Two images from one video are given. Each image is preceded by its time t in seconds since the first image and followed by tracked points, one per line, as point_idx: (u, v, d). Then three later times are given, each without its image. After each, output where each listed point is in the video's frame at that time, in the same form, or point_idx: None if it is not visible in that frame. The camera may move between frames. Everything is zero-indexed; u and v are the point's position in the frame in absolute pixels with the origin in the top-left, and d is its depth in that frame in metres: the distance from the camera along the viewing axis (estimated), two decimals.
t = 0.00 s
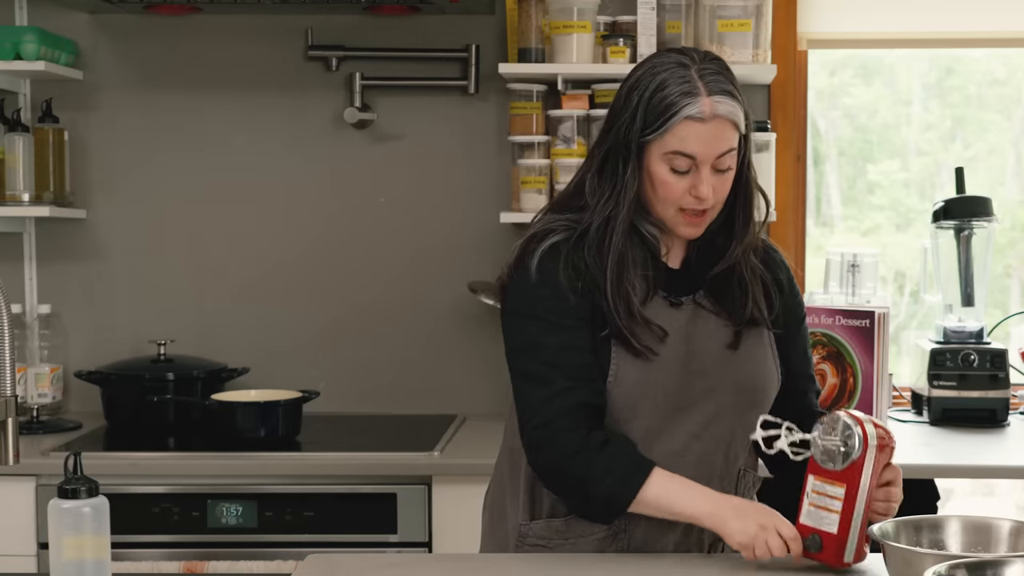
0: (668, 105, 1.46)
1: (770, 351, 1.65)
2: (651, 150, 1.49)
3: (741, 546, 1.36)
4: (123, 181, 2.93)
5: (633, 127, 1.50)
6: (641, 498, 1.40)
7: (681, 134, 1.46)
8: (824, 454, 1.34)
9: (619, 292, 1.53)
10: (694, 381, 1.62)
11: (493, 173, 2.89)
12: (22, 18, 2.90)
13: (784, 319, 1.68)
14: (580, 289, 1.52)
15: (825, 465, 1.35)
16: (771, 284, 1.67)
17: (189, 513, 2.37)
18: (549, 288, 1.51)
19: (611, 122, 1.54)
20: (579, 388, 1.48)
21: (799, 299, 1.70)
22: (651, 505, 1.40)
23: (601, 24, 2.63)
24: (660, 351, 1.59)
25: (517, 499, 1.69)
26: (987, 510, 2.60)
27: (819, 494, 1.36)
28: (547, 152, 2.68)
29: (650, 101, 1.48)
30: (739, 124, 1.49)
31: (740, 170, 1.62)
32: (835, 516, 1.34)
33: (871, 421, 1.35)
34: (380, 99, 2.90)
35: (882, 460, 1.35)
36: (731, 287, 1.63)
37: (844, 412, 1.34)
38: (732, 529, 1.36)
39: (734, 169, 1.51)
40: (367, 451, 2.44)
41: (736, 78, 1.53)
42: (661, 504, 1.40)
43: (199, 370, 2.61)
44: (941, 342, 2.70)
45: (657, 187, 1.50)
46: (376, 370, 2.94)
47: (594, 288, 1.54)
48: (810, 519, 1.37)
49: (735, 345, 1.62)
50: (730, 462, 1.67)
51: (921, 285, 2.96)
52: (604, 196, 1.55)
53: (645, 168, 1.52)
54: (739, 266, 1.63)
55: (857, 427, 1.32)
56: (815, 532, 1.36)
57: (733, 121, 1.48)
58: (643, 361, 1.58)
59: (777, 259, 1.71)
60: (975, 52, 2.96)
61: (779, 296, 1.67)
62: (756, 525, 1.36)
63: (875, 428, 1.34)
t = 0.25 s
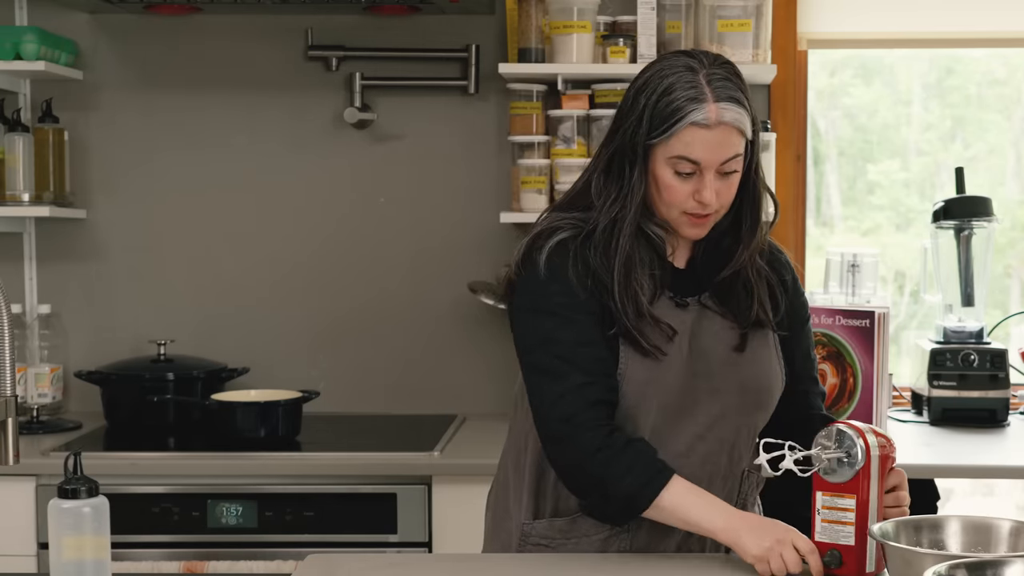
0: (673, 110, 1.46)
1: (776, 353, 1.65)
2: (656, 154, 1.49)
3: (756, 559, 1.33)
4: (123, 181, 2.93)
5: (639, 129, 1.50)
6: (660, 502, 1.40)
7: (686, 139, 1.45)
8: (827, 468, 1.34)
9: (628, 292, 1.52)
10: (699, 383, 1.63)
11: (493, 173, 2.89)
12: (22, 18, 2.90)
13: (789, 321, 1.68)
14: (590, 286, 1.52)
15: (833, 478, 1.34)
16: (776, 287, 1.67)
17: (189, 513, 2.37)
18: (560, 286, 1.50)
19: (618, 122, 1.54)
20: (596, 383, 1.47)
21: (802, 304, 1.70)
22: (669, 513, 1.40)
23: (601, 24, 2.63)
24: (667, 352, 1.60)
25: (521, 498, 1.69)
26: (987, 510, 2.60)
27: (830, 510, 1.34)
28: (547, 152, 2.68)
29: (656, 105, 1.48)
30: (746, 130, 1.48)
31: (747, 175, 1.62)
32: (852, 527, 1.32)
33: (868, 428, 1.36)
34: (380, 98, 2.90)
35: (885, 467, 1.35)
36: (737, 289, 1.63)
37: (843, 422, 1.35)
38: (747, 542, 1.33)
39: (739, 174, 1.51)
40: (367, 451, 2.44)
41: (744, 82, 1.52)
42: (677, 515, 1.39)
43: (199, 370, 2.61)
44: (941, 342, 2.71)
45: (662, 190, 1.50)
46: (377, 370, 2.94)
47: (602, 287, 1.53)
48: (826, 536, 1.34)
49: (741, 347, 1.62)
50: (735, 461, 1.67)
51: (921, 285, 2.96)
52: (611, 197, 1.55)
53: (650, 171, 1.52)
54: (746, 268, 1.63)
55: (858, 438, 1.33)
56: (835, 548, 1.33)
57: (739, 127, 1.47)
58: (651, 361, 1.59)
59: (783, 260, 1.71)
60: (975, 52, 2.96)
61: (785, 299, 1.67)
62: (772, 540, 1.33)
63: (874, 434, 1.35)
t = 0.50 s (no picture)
0: (672, 109, 1.46)
1: (777, 351, 1.65)
2: (655, 153, 1.49)
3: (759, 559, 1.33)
4: (123, 181, 2.93)
5: (638, 129, 1.50)
6: (663, 503, 1.40)
7: (685, 138, 1.45)
8: (834, 469, 1.33)
9: (628, 292, 1.52)
10: (699, 382, 1.63)
11: (494, 173, 2.89)
12: (22, 18, 2.90)
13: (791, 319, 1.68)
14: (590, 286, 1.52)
15: (839, 480, 1.32)
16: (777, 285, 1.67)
17: (189, 513, 2.37)
18: (560, 286, 1.50)
19: (617, 123, 1.54)
20: (597, 382, 1.47)
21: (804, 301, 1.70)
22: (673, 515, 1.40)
23: (601, 24, 2.63)
24: (667, 351, 1.60)
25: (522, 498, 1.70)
26: (987, 510, 2.60)
27: (836, 510, 1.33)
28: (547, 152, 2.68)
29: (655, 104, 1.48)
30: (745, 130, 1.48)
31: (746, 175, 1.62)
32: (857, 529, 1.31)
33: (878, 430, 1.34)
34: (380, 98, 2.90)
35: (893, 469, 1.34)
36: (737, 288, 1.63)
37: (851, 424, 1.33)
38: (749, 542, 1.34)
39: (738, 172, 1.51)
40: (366, 451, 2.44)
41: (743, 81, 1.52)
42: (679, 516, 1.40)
43: (199, 370, 2.61)
44: (941, 342, 2.71)
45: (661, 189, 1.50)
46: (377, 370, 2.94)
47: (602, 287, 1.53)
48: (830, 537, 1.34)
49: (742, 347, 1.62)
50: (737, 460, 1.67)
51: (921, 285, 2.96)
52: (611, 196, 1.55)
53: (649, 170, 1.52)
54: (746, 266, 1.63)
55: (867, 439, 1.31)
56: (838, 548, 1.32)
57: (737, 125, 1.47)
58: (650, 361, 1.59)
59: (784, 258, 1.71)
60: (975, 52, 2.96)
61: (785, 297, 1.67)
62: (774, 539, 1.33)
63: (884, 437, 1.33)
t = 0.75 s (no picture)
0: (660, 97, 1.46)
1: (770, 344, 1.65)
2: (645, 142, 1.49)
3: (748, 560, 1.34)
4: (123, 182, 2.93)
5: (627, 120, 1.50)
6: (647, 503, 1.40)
7: (675, 124, 1.45)
8: (834, 469, 1.32)
9: (621, 287, 1.53)
10: (695, 377, 1.63)
11: (493, 173, 2.89)
12: (22, 18, 2.90)
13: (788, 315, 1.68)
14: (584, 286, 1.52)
15: (838, 480, 1.32)
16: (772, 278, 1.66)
17: (189, 513, 2.37)
18: (551, 284, 1.51)
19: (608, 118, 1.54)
20: (585, 380, 1.47)
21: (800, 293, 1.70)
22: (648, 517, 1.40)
23: (601, 24, 2.63)
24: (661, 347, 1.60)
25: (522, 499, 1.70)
26: (986, 511, 2.60)
27: (836, 510, 1.33)
28: (547, 152, 2.68)
29: (644, 93, 1.48)
30: (734, 117, 1.48)
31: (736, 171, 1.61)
32: (856, 529, 1.31)
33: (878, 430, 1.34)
34: (380, 99, 2.90)
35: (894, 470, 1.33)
36: (731, 283, 1.63)
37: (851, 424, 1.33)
38: (733, 545, 1.35)
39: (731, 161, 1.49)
40: (366, 451, 2.44)
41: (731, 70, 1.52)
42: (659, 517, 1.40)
43: (199, 370, 2.61)
44: (941, 342, 2.70)
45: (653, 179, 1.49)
46: (376, 370, 2.94)
47: (595, 285, 1.53)
48: (830, 537, 1.34)
49: (738, 344, 1.62)
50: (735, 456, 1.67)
51: (921, 285, 2.96)
52: (603, 193, 1.55)
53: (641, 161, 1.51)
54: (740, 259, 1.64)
55: (867, 439, 1.31)
56: (838, 549, 1.32)
57: (727, 111, 1.47)
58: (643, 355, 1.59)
59: (781, 255, 1.71)
60: (975, 52, 2.96)
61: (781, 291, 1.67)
62: (758, 537, 1.34)
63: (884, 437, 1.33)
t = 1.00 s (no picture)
0: (620, 84, 1.52)
1: (761, 331, 1.65)
2: (616, 132, 1.53)
3: (739, 564, 1.37)
4: (123, 182, 2.93)
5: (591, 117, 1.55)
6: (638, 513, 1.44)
7: (641, 105, 1.51)
8: (835, 469, 1.32)
9: (605, 283, 1.55)
10: (688, 369, 1.62)
11: (493, 173, 2.89)
12: (22, 18, 2.90)
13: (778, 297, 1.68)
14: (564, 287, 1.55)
15: (838, 480, 1.32)
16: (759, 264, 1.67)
17: (189, 513, 2.37)
18: (533, 291, 1.54)
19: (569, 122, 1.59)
20: (570, 383, 1.50)
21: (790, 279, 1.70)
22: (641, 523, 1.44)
23: (601, 24, 2.63)
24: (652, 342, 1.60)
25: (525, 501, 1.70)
26: (986, 510, 2.60)
27: (836, 510, 1.33)
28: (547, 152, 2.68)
29: (602, 85, 1.54)
30: (691, 85, 1.55)
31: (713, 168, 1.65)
32: (856, 529, 1.31)
33: (878, 429, 1.33)
34: (380, 98, 2.90)
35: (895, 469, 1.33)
36: (719, 271, 1.64)
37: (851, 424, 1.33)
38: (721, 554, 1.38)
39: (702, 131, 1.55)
40: (366, 451, 2.44)
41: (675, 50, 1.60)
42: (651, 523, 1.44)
43: (199, 370, 2.61)
44: (941, 342, 2.70)
45: (631, 167, 1.53)
46: (376, 370, 2.94)
47: (579, 287, 1.56)
48: (830, 536, 1.34)
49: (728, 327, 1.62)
50: (734, 447, 1.65)
51: (921, 285, 2.96)
52: (577, 195, 1.59)
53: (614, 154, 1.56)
54: (727, 250, 1.64)
55: (867, 439, 1.31)
56: (838, 548, 1.33)
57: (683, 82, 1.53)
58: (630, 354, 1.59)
59: (767, 241, 1.72)
60: (975, 52, 2.96)
61: (768, 277, 1.67)
62: (743, 539, 1.38)
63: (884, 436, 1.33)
